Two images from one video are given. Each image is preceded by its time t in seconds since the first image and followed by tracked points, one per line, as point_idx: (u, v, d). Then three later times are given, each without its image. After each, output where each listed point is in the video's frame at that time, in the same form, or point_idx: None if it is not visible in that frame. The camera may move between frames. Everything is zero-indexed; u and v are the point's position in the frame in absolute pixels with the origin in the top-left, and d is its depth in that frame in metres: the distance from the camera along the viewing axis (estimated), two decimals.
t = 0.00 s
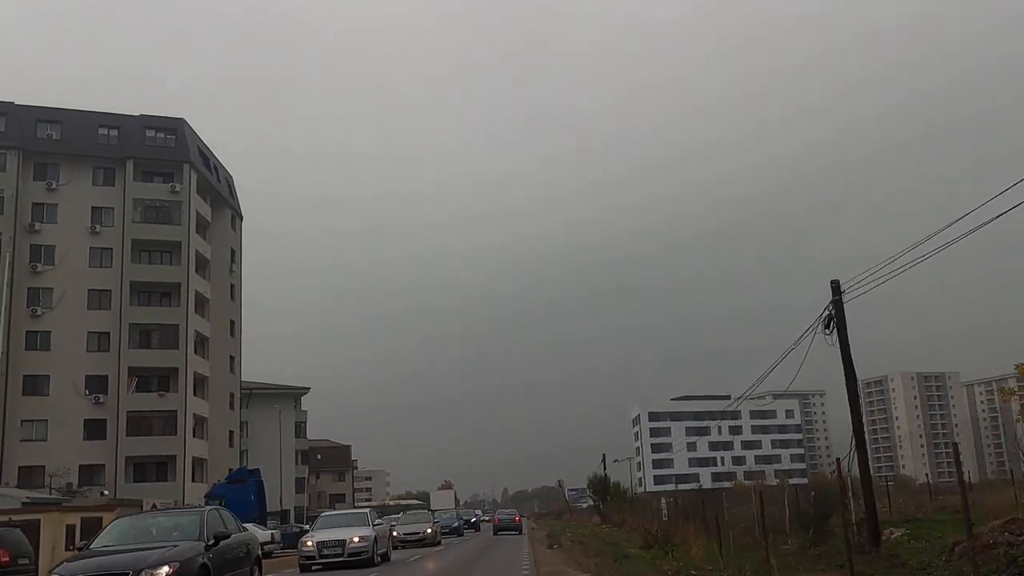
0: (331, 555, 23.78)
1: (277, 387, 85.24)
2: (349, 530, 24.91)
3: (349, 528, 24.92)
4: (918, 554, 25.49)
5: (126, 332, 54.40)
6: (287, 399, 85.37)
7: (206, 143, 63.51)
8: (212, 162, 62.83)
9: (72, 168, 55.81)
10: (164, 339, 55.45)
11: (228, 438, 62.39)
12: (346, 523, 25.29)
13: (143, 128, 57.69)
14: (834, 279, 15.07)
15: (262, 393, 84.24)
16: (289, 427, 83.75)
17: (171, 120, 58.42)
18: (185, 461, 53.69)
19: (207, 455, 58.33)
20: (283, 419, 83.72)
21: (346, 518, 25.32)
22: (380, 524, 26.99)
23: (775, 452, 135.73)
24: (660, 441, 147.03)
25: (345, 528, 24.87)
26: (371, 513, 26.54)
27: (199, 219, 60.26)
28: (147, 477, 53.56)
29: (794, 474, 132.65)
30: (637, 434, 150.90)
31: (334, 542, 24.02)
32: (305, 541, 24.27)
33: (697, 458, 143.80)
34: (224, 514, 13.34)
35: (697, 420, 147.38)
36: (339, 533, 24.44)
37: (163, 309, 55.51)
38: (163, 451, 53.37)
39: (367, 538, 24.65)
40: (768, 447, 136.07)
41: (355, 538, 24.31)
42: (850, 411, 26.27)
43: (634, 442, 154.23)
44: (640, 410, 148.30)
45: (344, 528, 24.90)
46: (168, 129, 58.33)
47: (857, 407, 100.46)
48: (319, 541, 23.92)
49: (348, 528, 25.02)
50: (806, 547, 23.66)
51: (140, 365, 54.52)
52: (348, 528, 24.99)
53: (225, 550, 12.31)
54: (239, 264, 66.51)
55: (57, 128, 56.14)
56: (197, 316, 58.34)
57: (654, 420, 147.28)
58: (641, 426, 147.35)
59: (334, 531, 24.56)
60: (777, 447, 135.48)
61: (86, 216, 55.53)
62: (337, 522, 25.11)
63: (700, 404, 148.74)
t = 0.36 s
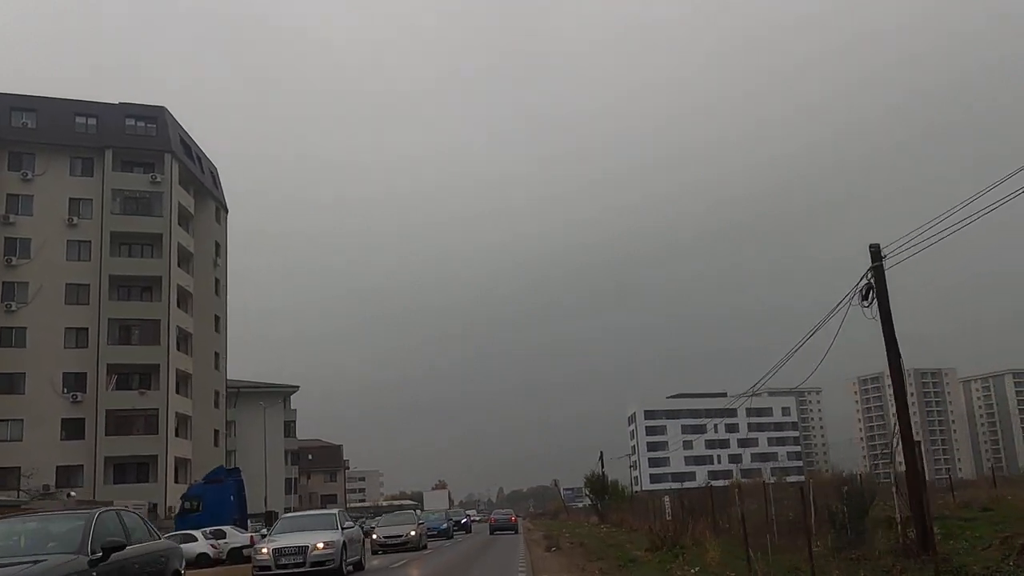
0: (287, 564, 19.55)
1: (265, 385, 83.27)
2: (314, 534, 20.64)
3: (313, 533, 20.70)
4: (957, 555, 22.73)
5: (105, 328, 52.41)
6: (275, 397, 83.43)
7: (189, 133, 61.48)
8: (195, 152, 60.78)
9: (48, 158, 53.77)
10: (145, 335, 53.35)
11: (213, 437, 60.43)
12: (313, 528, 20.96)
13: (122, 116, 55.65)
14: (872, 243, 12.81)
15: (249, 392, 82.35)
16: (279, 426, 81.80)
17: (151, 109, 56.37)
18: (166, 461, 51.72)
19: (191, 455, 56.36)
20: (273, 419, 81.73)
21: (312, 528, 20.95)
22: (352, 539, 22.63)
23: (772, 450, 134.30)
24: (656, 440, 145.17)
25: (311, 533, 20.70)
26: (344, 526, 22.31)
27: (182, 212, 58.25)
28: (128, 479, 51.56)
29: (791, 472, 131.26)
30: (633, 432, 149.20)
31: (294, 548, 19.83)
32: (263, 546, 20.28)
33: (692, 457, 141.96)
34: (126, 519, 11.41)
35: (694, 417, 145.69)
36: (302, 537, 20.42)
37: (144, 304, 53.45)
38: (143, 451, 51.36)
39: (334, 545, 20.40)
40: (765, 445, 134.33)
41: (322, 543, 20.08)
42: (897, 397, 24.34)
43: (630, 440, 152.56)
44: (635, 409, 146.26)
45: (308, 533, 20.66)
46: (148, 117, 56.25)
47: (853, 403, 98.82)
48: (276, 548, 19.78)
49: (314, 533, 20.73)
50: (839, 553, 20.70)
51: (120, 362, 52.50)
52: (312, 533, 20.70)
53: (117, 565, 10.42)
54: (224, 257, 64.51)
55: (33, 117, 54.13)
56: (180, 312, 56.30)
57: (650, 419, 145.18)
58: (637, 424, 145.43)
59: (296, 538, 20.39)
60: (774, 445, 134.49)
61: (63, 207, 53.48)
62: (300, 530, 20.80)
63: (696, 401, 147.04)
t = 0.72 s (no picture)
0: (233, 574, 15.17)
1: (254, 381, 81.25)
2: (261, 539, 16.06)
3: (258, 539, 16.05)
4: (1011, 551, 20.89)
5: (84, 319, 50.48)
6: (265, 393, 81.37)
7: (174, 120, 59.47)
8: (180, 139, 58.79)
9: (26, 143, 51.80)
10: (126, 328, 51.38)
11: (199, 433, 58.49)
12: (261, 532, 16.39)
13: (104, 101, 53.68)
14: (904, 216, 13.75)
15: (237, 388, 80.31)
16: (269, 423, 79.90)
17: (134, 93, 54.40)
18: (149, 458, 49.82)
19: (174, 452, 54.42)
20: (263, 415, 79.82)
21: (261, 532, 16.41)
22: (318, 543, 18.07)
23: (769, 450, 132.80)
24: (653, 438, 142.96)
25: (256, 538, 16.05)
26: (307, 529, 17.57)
27: (166, 200, 56.31)
28: (107, 477, 49.62)
29: (789, 472, 129.93)
30: (629, 431, 147.37)
31: (236, 555, 15.32)
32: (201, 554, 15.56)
33: (690, 455, 139.55)
34: None
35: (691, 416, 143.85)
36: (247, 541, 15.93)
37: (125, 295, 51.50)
38: (124, 448, 49.43)
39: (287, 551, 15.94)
40: (762, 444, 134.94)
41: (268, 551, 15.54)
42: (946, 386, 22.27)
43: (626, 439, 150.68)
44: (632, 406, 143.98)
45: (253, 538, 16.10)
46: (131, 102, 54.28)
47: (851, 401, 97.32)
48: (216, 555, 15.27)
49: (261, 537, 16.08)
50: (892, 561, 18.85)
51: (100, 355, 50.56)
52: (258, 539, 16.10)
53: None
54: (210, 248, 62.55)
55: (11, 100, 52.18)
56: (164, 304, 54.35)
57: (646, 417, 142.94)
58: (633, 422, 143.05)
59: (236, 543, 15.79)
60: (771, 444, 134.73)
61: (41, 194, 51.50)
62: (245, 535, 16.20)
63: (694, 400, 145.20)
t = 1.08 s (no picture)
0: None
1: (248, 376, 79.54)
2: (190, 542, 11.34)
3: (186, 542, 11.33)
4: None
5: (67, 309, 48.62)
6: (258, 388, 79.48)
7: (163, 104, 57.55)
8: (169, 125, 56.87)
9: (8, 126, 49.86)
10: (111, 318, 49.47)
11: (188, 429, 56.59)
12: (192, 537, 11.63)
13: (90, 83, 51.76)
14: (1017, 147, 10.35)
15: (231, 382, 78.55)
16: (264, 418, 78.20)
17: (121, 75, 52.47)
18: (134, 454, 47.90)
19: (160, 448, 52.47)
20: (258, 411, 78.11)
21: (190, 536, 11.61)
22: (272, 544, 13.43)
23: (771, 450, 130.98)
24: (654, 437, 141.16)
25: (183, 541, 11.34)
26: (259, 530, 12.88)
27: (154, 187, 54.42)
28: (90, 472, 47.66)
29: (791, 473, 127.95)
30: (630, 430, 145.41)
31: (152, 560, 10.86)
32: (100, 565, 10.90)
33: (691, 455, 137.95)
34: None
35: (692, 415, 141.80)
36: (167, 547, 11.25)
37: (109, 284, 49.53)
38: (108, 442, 47.53)
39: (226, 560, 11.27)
40: (763, 444, 133.00)
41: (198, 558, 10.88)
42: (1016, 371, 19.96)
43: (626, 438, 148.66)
44: (632, 405, 142.08)
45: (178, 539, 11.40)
46: (117, 84, 52.37)
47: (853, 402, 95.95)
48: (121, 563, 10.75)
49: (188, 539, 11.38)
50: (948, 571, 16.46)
51: (84, 346, 48.64)
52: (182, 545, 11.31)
53: None
54: (201, 238, 60.61)
55: None
56: (151, 293, 52.45)
57: (647, 416, 141.29)
58: (634, 421, 141.20)
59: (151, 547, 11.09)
60: (773, 444, 132.27)
61: (24, 179, 49.58)
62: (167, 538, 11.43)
63: (695, 399, 143.17)
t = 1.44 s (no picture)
0: None
1: (244, 370, 77.64)
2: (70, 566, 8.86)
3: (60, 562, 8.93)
4: None
5: (50, 298, 46.83)
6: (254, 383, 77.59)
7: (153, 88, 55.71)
8: (158, 110, 55.06)
9: None
10: (96, 307, 47.68)
11: (179, 424, 54.77)
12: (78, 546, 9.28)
13: (76, 64, 49.96)
14: None
15: (226, 376, 76.42)
16: (260, 413, 76.40)
17: (109, 57, 50.68)
18: (119, 448, 46.12)
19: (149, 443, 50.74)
20: (254, 406, 76.30)
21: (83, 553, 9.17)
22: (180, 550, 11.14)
23: (776, 449, 129.00)
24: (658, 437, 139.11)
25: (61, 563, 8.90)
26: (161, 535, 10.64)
27: (142, 173, 52.65)
28: (74, 468, 45.88)
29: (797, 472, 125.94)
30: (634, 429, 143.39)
31: None
32: None
33: (696, 454, 136.01)
34: None
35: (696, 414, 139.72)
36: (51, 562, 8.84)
37: (95, 273, 47.76)
38: (92, 437, 45.75)
39: None
40: (768, 443, 130.75)
41: None
42: None
43: (630, 437, 146.64)
44: (636, 404, 140.20)
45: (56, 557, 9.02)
46: (104, 66, 50.53)
47: (858, 402, 94.55)
48: None
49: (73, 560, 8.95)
50: None
51: (68, 337, 46.86)
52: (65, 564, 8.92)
53: None
54: (193, 227, 58.78)
55: None
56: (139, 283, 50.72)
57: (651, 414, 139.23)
58: (638, 421, 139.37)
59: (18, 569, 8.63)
60: (778, 443, 129.82)
61: (7, 163, 47.78)
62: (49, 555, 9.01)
63: (700, 398, 141.04)
